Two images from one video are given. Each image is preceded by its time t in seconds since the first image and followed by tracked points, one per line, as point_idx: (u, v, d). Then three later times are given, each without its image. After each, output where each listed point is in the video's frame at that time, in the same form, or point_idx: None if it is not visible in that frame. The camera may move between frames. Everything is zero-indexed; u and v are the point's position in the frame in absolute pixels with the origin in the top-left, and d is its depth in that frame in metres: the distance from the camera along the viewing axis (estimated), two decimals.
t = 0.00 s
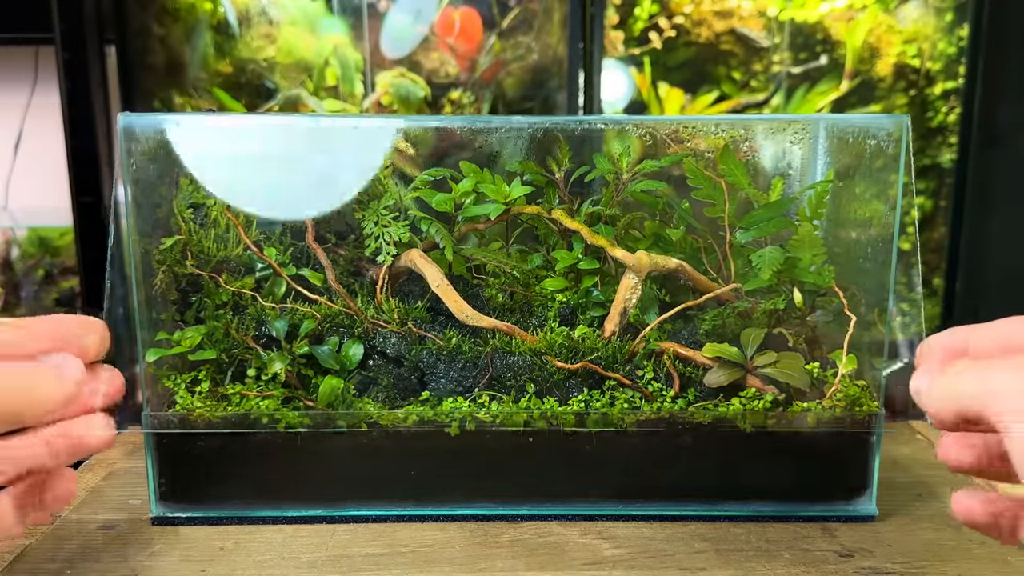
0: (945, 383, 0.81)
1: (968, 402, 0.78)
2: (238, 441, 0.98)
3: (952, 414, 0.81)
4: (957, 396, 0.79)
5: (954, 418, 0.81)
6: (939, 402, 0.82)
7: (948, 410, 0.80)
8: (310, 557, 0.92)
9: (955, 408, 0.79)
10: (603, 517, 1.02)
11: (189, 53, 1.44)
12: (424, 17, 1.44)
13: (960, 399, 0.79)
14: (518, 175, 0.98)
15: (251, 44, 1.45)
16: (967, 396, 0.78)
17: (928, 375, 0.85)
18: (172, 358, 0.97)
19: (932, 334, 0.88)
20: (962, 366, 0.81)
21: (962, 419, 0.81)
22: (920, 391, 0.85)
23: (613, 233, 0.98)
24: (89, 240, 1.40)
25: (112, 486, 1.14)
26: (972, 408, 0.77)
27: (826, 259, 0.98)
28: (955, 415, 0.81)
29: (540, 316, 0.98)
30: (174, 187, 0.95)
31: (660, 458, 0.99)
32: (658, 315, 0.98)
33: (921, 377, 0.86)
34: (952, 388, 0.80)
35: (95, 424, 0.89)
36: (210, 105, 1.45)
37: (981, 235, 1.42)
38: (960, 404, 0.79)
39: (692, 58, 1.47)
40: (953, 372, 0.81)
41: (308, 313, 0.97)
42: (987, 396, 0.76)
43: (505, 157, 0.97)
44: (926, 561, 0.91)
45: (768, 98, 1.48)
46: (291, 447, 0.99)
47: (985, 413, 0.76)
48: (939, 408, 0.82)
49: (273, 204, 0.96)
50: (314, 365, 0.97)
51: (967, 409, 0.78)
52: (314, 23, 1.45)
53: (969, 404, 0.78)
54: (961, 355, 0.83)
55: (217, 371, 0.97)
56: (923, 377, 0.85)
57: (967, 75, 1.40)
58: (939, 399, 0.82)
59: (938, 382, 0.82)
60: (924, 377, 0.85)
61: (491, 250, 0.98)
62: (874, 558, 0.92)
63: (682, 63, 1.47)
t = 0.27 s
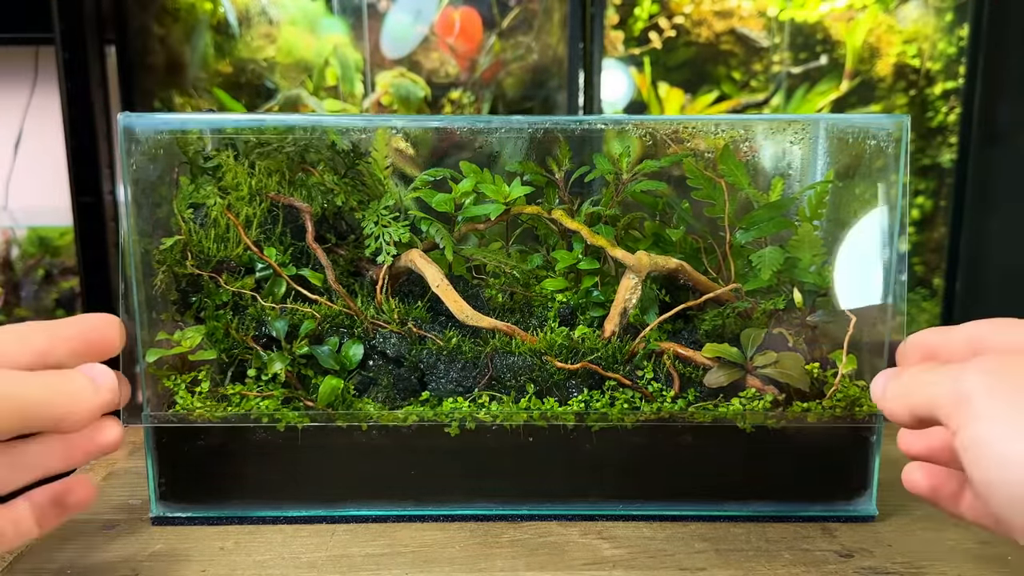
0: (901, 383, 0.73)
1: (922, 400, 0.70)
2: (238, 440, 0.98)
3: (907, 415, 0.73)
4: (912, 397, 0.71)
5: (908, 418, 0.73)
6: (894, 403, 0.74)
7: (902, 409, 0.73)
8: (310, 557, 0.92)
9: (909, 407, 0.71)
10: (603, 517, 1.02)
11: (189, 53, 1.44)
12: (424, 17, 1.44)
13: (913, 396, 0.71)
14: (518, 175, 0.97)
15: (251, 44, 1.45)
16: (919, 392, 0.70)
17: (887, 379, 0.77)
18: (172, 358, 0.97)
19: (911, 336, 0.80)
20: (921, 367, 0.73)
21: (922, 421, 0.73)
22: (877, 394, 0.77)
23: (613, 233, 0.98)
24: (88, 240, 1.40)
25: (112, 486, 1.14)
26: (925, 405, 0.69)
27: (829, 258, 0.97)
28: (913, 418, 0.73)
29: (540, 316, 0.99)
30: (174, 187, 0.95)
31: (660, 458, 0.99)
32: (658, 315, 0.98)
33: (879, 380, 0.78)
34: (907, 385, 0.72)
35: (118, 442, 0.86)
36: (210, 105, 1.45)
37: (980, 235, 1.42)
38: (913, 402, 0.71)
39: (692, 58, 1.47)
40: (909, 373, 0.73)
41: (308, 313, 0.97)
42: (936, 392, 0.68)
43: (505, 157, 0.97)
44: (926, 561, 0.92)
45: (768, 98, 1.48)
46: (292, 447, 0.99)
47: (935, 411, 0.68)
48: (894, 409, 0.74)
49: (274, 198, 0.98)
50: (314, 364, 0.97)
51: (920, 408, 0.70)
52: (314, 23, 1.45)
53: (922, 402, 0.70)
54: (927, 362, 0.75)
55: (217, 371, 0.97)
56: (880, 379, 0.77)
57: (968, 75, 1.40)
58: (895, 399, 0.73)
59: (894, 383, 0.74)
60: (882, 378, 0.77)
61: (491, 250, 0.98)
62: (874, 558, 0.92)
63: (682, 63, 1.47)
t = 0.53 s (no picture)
0: (894, 375, 0.72)
1: (915, 392, 0.69)
2: (238, 440, 0.98)
3: (900, 409, 0.72)
4: (904, 389, 0.70)
5: (901, 412, 0.72)
6: (886, 395, 0.73)
7: (895, 401, 0.72)
8: (310, 557, 0.92)
9: (902, 399, 0.71)
10: (603, 517, 1.02)
11: (189, 53, 1.44)
12: (424, 17, 1.44)
13: (905, 388, 0.70)
14: (518, 175, 0.97)
15: (251, 44, 1.45)
16: (913, 384, 0.70)
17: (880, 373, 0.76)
18: (172, 358, 0.97)
19: (910, 335, 0.79)
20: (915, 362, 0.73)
21: (915, 417, 0.72)
22: (869, 388, 0.77)
23: (613, 233, 0.98)
24: (88, 240, 1.40)
25: (112, 486, 1.14)
26: (918, 398, 0.69)
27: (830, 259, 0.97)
28: (906, 413, 0.73)
29: (540, 316, 0.99)
30: (174, 187, 0.95)
31: (660, 458, 0.99)
32: (658, 315, 0.98)
33: (873, 373, 0.77)
34: (900, 378, 0.71)
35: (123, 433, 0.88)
36: (209, 104, 1.45)
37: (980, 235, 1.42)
38: (906, 394, 0.70)
39: (692, 58, 1.47)
40: (902, 366, 0.73)
41: (308, 313, 0.97)
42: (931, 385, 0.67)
43: (505, 157, 0.97)
44: (926, 561, 0.92)
45: (768, 98, 1.48)
46: (291, 447, 0.99)
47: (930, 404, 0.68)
48: (886, 402, 0.73)
49: (274, 198, 0.98)
50: (314, 364, 0.97)
51: (913, 402, 0.70)
52: (313, 23, 1.45)
53: (915, 393, 0.69)
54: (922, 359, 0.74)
55: (217, 371, 0.98)
56: (873, 372, 0.77)
57: (968, 75, 1.40)
58: (887, 392, 0.73)
59: (887, 377, 0.73)
60: (875, 372, 0.77)
61: (491, 250, 0.98)
62: (874, 558, 0.92)
63: (682, 63, 1.47)
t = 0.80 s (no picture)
0: (882, 362, 0.72)
1: (902, 377, 0.69)
2: (238, 440, 0.98)
3: (889, 395, 0.72)
4: (892, 374, 0.70)
5: (890, 397, 0.72)
6: (875, 382, 0.73)
7: (884, 387, 0.72)
8: (310, 557, 0.92)
9: (890, 385, 0.71)
10: (603, 517, 1.02)
11: (189, 53, 1.44)
12: (424, 17, 1.44)
13: (893, 373, 0.70)
14: (519, 175, 0.97)
15: (251, 44, 1.45)
16: (900, 369, 0.69)
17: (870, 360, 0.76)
18: (172, 358, 0.97)
19: (906, 325, 0.78)
20: (903, 348, 0.72)
21: (904, 402, 0.72)
22: (858, 375, 0.76)
23: (613, 233, 0.98)
24: (88, 240, 1.40)
25: (112, 486, 1.14)
26: (904, 382, 0.69)
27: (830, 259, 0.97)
28: (896, 399, 0.73)
29: (540, 316, 0.99)
30: (174, 187, 0.95)
31: (660, 458, 0.99)
32: (658, 315, 0.98)
33: (862, 360, 0.77)
34: (888, 364, 0.71)
35: (135, 428, 0.86)
36: (210, 104, 1.45)
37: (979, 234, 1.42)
38: (894, 379, 0.70)
39: (692, 58, 1.47)
40: (890, 353, 0.73)
41: (308, 313, 0.97)
42: (917, 369, 0.67)
43: (505, 157, 0.97)
44: (926, 561, 0.92)
45: (768, 98, 1.48)
46: (291, 447, 0.99)
47: (916, 388, 0.67)
48: (875, 388, 0.73)
49: (274, 198, 0.97)
50: (314, 364, 0.97)
51: (900, 387, 0.69)
52: (314, 23, 1.45)
53: (901, 378, 0.69)
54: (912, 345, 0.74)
55: (217, 371, 0.97)
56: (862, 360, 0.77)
57: (967, 75, 1.40)
58: (876, 379, 0.73)
59: (877, 364, 0.73)
60: (867, 358, 0.76)
61: (491, 250, 0.98)
62: (874, 558, 0.92)
63: (682, 63, 1.47)
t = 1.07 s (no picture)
0: (876, 363, 0.67)
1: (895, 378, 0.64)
2: (238, 440, 0.98)
3: (883, 398, 0.67)
4: (885, 376, 0.65)
5: (884, 400, 0.67)
6: (868, 383, 0.68)
7: (877, 390, 0.67)
8: (310, 557, 0.92)
9: (883, 386, 0.65)
10: (603, 516, 1.02)
11: (189, 53, 1.44)
12: (424, 17, 1.44)
13: (886, 375, 0.65)
14: (518, 175, 0.97)
15: (251, 44, 1.45)
16: (892, 369, 0.64)
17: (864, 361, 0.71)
18: (172, 359, 0.97)
19: (902, 325, 0.77)
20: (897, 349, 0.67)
21: (899, 405, 0.67)
22: (851, 376, 0.71)
23: (613, 233, 0.98)
24: (88, 240, 1.40)
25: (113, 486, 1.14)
26: (897, 384, 0.63)
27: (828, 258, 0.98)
28: (891, 402, 0.67)
29: (540, 316, 0.99)
30: (174, 187, 0.95)
31: (660, 458, 0.99)
32: (658, 315, 0.98)
33: (855, 361, 0.72)
34: (881, 364, 0.66)
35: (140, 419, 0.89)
36: (209, 104, 1.45)
37: (980, 234, 1.42)
38: (886, 381, 0.65)
39: (691, 58, 1.47)
40: (884, 353, 0.68)
41: (308, 313, 0.97)
42: (911, 370, 0.61)
43: (505, 158, 0.97)
44: (926, 561, 0.92)
45: (768, 98, 1.48)
46: (291, 447, 0.99)
47: (910, 391, 0.62)
48: (868, 390, 0.68)
49: (274, 198, 0.97)
50: (314, 364, 0.97)
51: (893, 389, 0.64)
52: (314, 23, 1.45)
53: (893, 379, 0.64)
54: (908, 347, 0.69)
55: (217, 371, 0.98)
56: (856, 361, 0.72)
57: (967, 75, 1.40)
58: (869, 380, 0.68)
59: (870, 365, 0.68)
60: (859, 360, 0.71)
61: (491, 250, 0.98)
62: (874, 558, 0.92)
63: (682, 63, 1.47)
